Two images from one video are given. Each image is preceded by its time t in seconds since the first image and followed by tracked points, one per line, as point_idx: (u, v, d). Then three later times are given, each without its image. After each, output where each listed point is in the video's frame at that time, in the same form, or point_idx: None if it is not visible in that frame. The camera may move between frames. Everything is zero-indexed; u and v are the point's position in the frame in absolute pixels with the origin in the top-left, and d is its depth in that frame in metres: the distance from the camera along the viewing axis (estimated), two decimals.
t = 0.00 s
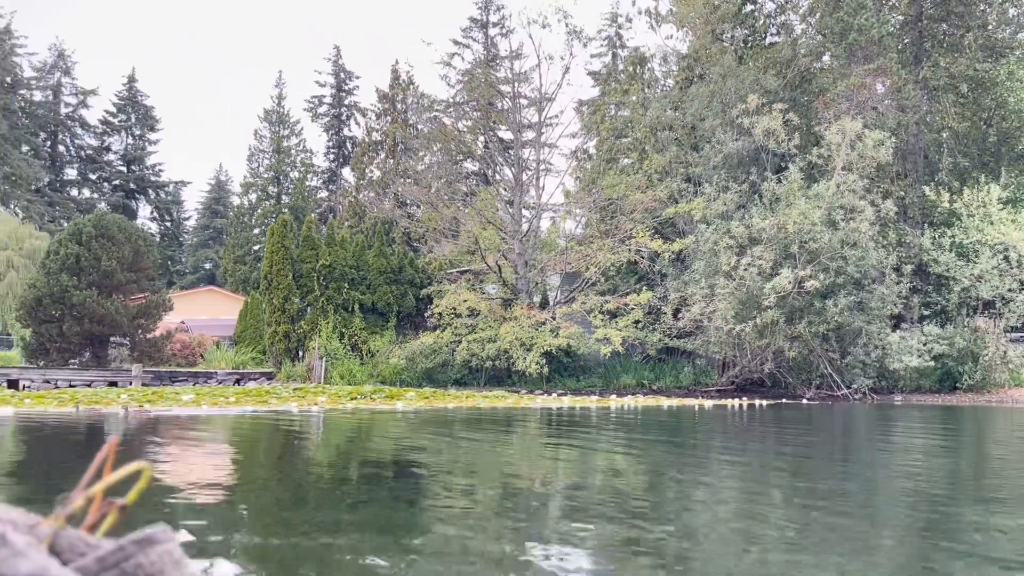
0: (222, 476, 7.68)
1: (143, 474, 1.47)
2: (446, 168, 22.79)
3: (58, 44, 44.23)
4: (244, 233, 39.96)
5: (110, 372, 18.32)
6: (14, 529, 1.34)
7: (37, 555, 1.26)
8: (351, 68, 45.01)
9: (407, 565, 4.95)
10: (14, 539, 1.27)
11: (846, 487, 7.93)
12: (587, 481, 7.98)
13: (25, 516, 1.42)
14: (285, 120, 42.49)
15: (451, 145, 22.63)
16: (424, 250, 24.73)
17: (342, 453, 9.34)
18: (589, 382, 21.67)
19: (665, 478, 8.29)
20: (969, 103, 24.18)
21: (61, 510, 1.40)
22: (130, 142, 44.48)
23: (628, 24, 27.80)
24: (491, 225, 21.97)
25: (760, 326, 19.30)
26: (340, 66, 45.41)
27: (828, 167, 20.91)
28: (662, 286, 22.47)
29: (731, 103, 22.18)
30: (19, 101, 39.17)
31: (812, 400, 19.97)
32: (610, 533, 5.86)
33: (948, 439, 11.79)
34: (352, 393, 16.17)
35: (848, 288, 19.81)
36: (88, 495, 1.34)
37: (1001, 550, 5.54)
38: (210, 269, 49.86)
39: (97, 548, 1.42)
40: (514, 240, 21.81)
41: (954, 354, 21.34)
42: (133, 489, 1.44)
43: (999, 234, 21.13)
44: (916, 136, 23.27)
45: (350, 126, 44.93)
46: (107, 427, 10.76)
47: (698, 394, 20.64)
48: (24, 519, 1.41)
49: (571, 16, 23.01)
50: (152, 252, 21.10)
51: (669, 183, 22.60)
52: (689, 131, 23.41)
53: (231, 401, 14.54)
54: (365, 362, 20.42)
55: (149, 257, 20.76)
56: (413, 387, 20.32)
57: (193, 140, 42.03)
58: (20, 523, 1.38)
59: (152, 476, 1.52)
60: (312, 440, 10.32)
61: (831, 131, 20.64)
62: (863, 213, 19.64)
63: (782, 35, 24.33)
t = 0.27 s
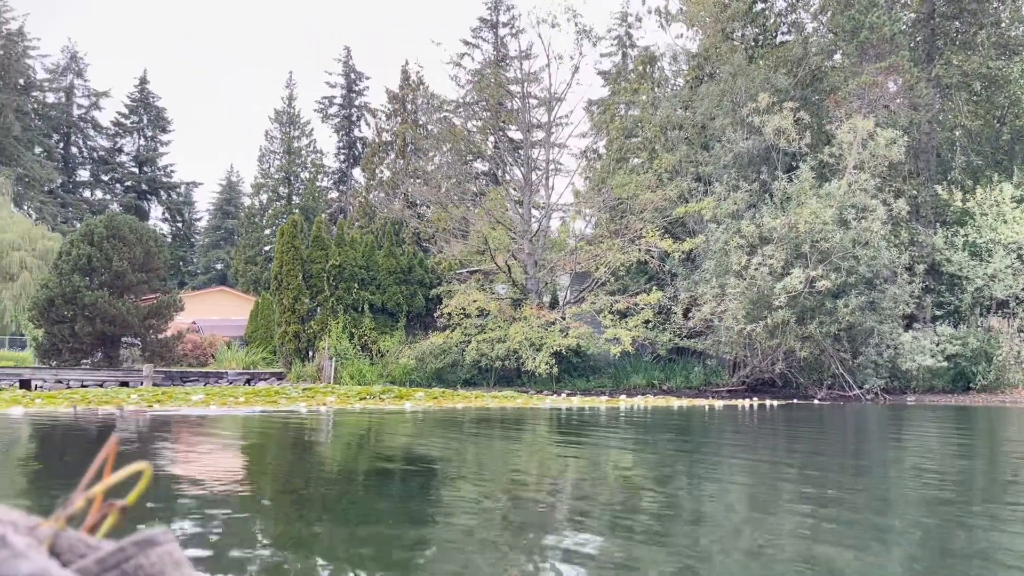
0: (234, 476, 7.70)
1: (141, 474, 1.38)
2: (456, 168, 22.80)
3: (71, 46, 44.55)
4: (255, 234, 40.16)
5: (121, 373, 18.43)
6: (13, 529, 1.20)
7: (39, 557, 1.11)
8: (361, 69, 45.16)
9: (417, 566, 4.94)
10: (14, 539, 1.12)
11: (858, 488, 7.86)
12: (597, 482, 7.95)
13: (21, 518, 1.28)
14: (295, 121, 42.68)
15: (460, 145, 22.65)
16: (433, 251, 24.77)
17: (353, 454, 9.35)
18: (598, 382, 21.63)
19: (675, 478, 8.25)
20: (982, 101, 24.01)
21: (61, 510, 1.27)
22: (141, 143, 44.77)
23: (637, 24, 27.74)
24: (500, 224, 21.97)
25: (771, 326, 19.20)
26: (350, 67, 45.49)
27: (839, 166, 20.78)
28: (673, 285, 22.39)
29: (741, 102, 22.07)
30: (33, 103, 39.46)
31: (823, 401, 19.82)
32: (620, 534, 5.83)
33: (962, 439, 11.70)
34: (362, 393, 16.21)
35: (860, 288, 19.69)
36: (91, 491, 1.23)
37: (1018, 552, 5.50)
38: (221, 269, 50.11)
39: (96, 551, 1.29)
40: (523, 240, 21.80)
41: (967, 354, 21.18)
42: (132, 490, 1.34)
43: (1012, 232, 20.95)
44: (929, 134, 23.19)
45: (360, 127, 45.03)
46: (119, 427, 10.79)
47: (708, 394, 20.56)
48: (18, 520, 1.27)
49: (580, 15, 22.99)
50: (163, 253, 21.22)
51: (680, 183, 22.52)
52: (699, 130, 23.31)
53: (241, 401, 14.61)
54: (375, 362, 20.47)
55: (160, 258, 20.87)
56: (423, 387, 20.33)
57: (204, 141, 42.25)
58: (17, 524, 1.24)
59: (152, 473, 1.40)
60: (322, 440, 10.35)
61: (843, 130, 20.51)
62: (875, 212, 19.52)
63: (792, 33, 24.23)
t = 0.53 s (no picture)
0: (242, 476, 7.72)
1: (143, 475, 1.40)
2: (464, 168, 22.83)
3: (82, 48, 44.85)
4: (264, 234, 40.32)
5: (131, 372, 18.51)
6: (15, 532, 1.26)
7: (38, 559, 1.19)
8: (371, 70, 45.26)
9: (424, 565, 4.95)
10: (14, 541, 1.20)
11: (868, 489, 7.83)
12: (606, 482, 7.94)
13: (24, 518, 1.35)
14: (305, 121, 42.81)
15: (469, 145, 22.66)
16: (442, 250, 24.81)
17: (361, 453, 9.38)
18: (607, 382, 21.58)
19: (684, 479, 8.23)
20: (994, 99, 23.85)
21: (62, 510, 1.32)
22: (152, 144, 45.01)
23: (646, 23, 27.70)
24: (508, 224, 21.97)
25: (781, 326, 19.12)
26: (359, 67, 45.58)
27: (849, 165, 20.68)
28: (682, 285, 22.33)
29: (751, 100, 21.99)
30: (44, 104, 39.71)
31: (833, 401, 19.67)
32: (629, 535, 5.82)
33: (972, 440, 11.62)
34: (369, 393, 16.23)
35: (870, 288, 19.58)
36: (89, 495, 1.24)
37: None
38: (231, 269, 50.33)
39: (98, 552, 1.35)
40: (532, 240, 21.77)
41: (978, 354, 21.04)
42: (133, 491, 1.35)
43: None
44: (940, 133, 23.13)
45: (369, 127, 45.11)
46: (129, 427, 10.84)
47: (717, 394, 20.51)
48: (24, 521, 1.33)
49: (589, 15, 22.96)
50: (173, 253, 21.30)
51: (689, 182, 22.44)
52: (708, 129, 23.24)
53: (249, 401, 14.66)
54: (383, 362, 20.51)
55: (170, 258, 20.96)
56: (431, 387, 20.35)
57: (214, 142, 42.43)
58: (21, 524, 1.30)
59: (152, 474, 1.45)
60: (331, 440, 10.38)
61: (853, 129, 20.40)
62: (885, 212, 19.41)
63: (802, 32, 24.16)
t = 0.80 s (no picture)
0: (252, 476, 7.75)
1: (143, 476, 1.41)
2: (474, 168, 22.85)
3: (94, 50, 45.17)
4: (275, 234, 40.49)
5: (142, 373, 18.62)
6: (16, 533, 1.35)
7: (39, 560, 1.28)
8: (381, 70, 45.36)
9: (434, 565, 4.97)
10: (16, 542, 1.30)
11: (879, 490, 7.79)
12: (616, 483, 7.92)
13: (30, 520, 1.44)
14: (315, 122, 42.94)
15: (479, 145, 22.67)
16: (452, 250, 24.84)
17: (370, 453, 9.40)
18: (617, 382, 21.52)
19: (694, 480, 8.21)
20: (1007, 97, 23.65)
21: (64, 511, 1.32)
22: (164, 145, 45.27)
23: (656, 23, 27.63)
24: (517, 224, 21.96)
25: (791, 326, 19.02)
26: (369, 68, 45.72)
27: (861, 165, 20.54)
28: (692, 285, 22.26)
29: (761, 99, 21.88)
30: (57, 106, 39.98)
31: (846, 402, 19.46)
32: (638, 535, 5.82)
33: (984, 441, 11.54)
34: (378, 393, 16.26)
35: (882, 288, 19.45)
36: (91, 494, 1.25)
37: None
38: (242, 269, 50.55)
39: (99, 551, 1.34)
40: (541, 240, 21.75)
41: (991, 355, 20.87)
42: (133, 492, 1.37)
43: None
44: (953, 131, 22.98)
45: (379, 127, 45.20)
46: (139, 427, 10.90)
47: (728, 395, 20.43)
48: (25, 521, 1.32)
49: (598, 14, 22.91)
50: (184, 253, 21.37)
51: (699, 181, 22.36)
52: (718, 129, 23.14)
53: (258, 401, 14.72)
54: (392, 362, 20.55)
55: (181, 258, 21.04)
56: (441, 387, 20.37)
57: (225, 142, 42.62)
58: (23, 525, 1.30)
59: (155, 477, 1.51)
60: (340, 440, 10.42)
61: (864, 128, 20.26)
62: (897, 211, 19.28)
63: (813, 31, 24.08)
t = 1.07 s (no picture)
0: (262, 476, 7.75)
1: (143, 476, 1.37)
2: (484, 168, 22.88)
3: (106, 51, 45.54)
4: (286, 235, 40.67)
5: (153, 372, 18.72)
6: (15, 531, 1.20)
7: (42, 559, 1.11)
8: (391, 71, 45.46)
9: (442, 565, 4.95)
10: (16, 541, 1.12)
11: (891, 492, 7.72)
12: (626, 484, 7.89)
13: (25, 521, 1.28)
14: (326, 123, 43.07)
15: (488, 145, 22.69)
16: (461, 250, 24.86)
17: (380, 453, 9.43)
18: (626, 383, 21.46)
19: (704, 481, 8.16)
20: (1021, 95, 23.45)
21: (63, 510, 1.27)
22: (175, 146, 45.53)
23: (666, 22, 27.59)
24: (526, 223, 21.94)
25: (802, 326, 18.91)
26: (379, 69, 45.83)
27: (872, 164, 20.41)
28: (702, 285, 22.17)
29: (771, 99, 21.78)
30: (69, 107, 40.28)
31: (857, 402, 19.36)
32: (647, 536, 5.78)
33: (998, 443, 11.43)
34: (386, 393, 16.28)
35: (893, 288, 19.32)
36: (89, 494, 1.21)
37: None
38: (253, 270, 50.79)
39: (99, 552, 1.28)
40: (550, 240, 21.74)
41: (1005, 355, 20.68)
42: (133, 492, 1.33)
43: None
44: (965, 130, 22.80)
45: (389, 128, 45.29)
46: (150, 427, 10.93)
47: (738, 395, 20.34)
48: (23, 522, 1.27)
49: (607, 13, 22.86)
50: (194, 253, 21.56)
51: (709, 181, 22.27)
52: (728, 128, 23.05)
53: (267, 401, 14.75)
54: (401, 362, 20.59)
55: (191, 258, 21.20)
56: (450, 387, 20.37)
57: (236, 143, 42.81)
58: (21, 525, 1.24)
59: (157, 476, 1.39)
60: (349, 440, 10.43)
61: (876, 127, 20.13)
62: (909, 211, 19.14)
63: (824, 30, 23.92)
